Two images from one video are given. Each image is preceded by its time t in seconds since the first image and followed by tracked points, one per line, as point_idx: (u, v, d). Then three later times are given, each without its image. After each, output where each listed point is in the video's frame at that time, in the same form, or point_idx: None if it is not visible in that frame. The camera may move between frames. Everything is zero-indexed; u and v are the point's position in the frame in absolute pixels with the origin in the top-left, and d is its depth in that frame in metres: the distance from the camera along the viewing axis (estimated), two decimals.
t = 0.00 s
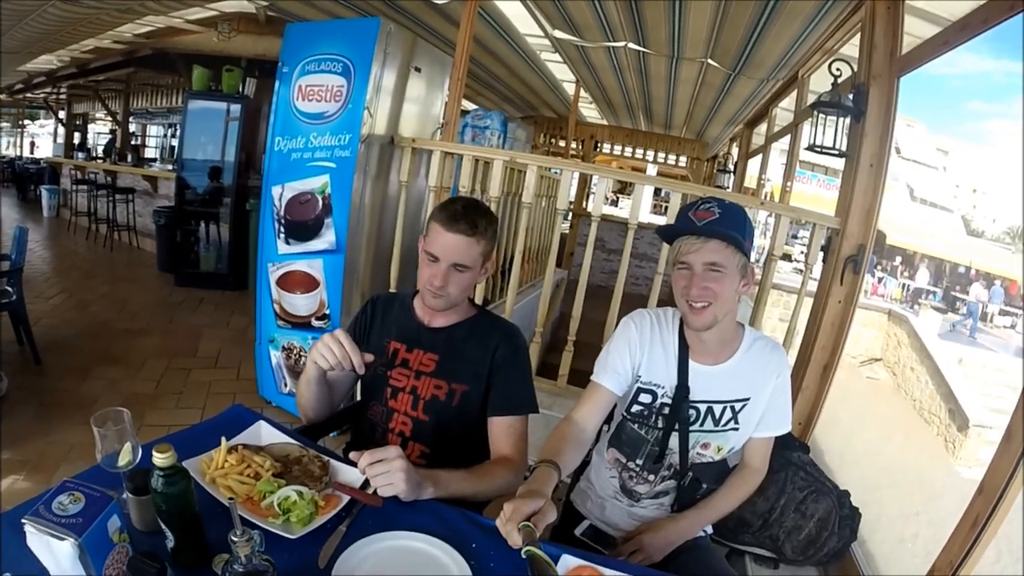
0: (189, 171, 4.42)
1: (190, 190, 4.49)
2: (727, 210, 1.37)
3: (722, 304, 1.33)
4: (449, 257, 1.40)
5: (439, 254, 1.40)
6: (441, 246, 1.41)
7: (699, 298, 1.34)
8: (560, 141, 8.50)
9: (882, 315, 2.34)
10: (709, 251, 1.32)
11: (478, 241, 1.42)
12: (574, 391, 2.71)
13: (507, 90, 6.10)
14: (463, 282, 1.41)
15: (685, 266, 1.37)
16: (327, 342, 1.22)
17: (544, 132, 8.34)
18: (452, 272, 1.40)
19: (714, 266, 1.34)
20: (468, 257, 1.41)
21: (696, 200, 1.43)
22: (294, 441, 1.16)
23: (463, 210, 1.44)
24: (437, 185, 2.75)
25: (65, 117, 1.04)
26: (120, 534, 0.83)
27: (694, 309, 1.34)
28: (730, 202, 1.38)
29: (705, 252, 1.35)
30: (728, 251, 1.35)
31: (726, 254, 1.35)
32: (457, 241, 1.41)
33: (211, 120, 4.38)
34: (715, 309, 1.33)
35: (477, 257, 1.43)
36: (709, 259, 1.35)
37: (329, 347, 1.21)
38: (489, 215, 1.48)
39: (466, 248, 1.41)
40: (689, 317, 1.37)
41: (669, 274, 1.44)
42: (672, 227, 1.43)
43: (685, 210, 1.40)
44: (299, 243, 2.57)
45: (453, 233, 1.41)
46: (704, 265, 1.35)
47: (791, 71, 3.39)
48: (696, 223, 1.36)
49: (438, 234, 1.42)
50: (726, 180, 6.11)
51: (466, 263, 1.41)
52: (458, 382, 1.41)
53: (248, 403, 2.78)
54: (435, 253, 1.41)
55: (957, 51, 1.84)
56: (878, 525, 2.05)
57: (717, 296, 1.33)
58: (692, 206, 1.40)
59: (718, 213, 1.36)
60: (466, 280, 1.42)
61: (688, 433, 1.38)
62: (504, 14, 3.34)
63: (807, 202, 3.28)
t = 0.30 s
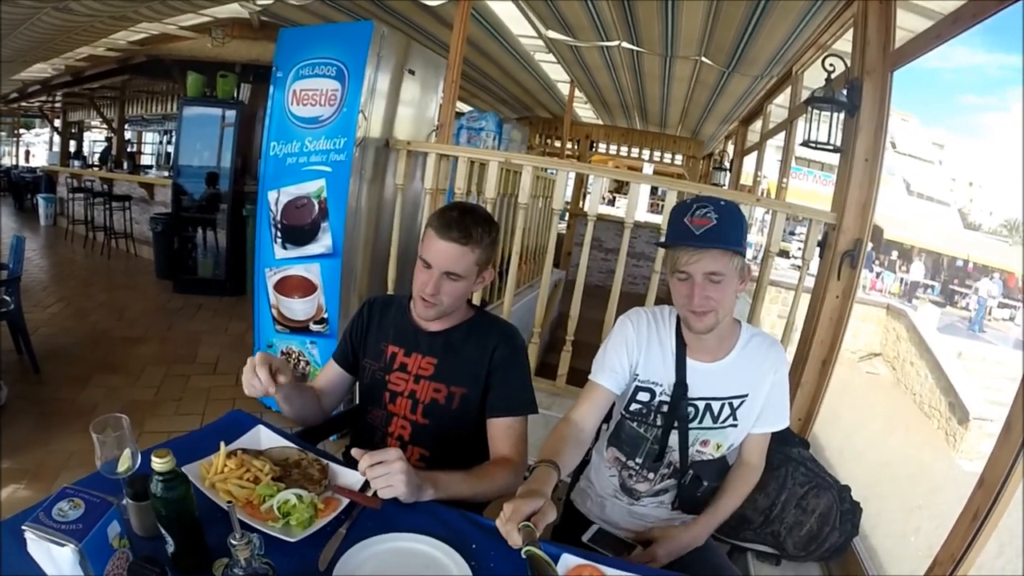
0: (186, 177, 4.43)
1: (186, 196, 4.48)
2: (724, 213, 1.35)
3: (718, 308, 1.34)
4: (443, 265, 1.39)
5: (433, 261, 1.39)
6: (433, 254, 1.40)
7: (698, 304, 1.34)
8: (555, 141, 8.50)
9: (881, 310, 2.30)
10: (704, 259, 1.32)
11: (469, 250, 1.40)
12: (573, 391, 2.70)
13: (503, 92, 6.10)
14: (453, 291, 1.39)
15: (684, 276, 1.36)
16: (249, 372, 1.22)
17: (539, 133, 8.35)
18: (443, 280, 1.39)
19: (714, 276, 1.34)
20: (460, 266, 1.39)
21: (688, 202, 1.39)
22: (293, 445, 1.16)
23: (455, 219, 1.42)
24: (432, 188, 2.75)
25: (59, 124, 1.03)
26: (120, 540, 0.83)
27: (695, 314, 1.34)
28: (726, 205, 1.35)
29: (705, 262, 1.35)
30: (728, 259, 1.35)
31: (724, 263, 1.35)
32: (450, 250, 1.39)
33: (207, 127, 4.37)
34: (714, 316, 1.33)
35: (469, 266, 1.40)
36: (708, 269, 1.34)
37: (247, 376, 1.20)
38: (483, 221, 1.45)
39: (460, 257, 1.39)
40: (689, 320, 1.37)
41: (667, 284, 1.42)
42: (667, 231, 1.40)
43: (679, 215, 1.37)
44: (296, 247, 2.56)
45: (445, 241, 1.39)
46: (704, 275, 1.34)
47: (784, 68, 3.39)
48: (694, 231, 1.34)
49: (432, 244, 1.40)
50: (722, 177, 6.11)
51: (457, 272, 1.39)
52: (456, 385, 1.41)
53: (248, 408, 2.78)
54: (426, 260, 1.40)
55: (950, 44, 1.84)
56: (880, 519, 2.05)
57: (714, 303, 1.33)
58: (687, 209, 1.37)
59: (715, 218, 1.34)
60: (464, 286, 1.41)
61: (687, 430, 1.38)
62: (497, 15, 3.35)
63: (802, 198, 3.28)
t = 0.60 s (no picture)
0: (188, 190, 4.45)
1: (190, 208, 4.52)
2: (727, 233, 1.30)
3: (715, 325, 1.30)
4: (438, 268, 1.39)
5: (430, 264, 1.40)
6: (430, 257, 1.40)
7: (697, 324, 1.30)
8: (556, 146, 8.53)
9: (886, 307, 2.25)
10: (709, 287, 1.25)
11: (466, 252, 1.40)
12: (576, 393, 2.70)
13: (502, 97, 6.13)
14: (451, 293, 1.40)
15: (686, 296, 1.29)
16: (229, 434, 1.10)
17: (540, 138, 8.39)
18: (439, 283, 1.39)
19: (716, 298, 1.27)
20: (458, 268, 1.40)
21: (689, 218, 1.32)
22: (295, 449, 1.16)
23: (451, 221, 1.43)
24: (432, 194, 2.76)
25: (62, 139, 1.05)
26: (122, 542, 0.83)
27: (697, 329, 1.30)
28: (730, 227, 1.29)
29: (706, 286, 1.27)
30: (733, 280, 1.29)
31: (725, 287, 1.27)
32: (445, 253, 1.40)
33: (209, 139, 4.41)
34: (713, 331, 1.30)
35: (465, 268, 1.41)
36: (711, 292, 1.27)
37: (225, 443, 1.08)
38: (482, 224, 1.46)
39: (455, 260, 1.39)
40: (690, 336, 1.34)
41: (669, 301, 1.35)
42: (667, 252, 1.33)
43: (681, 236, 1.31)
44: (298, 255, 2.58)
45: (440, 244, 1.40)
46: (707, 296, 1.27)
47: (782, 66, 3.39)
48: (698, 254, 1.28)
49: (430, 246, 1.41)
50: (724, 177, 6.10)
51: (454, 275, 1.40)
52: (459, 388, 1.41)
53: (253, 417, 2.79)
54: (424, 264, 1.41)
55: (943, 37, 1.85)
56: (889, 516, 2.03)
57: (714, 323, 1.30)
58: (689, 228, 1.30)
59: (719, 240, 1.28)
60: (462, 289, 1.41)
61: (687, 432, 1.37)
62: (493, 21, 3.37)
63: (804, 196, 3.27)
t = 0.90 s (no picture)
0: (192, 184, 4.44)
1: (194, 203, 4.52)
2: (750, 254, 1.26)
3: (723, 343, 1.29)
4: (449, 257, 1.40)
5: (437, 254, 1.41)
6: (437, 246, 1.41)
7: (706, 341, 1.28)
8: (560, 142, 8.50)
9: (890, 306, 2.25)
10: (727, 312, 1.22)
11: (473, 238, 1.42)
12: (578, 391, 2.70)
13: (506, 93, 6.11)
14: (464, 280, 1.41)
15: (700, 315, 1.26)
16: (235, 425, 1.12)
17: (543, 134, 8.37)
18: (453, 271, 1.40)
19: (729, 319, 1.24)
20: (467, 254, 1.41)
21: (710, 233, 1.29)
22: (296, 447, 1.16)
23: (454, 210, 1.43)
24: (436, 190, 2.77)
25: (66, 134, 1.04)
26: (123, 540, 0.83)
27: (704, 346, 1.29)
28: (753, 248, 1.26)
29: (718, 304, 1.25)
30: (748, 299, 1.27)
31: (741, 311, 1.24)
32: (452, 241, 1.41)
33: (213, 133, 4.41)
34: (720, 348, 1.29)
35: (474, 253, 1.43)
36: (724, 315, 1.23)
37: (229, 433, 1.10)
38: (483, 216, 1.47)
39: (463, 245, 1.41)
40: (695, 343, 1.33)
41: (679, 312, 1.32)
42: (684, 268, 1.31)
43: (700, 253, 1.28)
44: (301, 251, 2.58)
45: (447, 233, 1.40)
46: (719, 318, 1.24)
47: (787, 64, 3.37)
48: (717, 274, 1.25)
49: (434, 236, 1.41)
50: (727, 175, 6.08)
51: (465, 260, 1.41)
52: (460, 386, 1.41)
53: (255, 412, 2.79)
54: (432, 255, 1.41)
55: (950, 35, 1.84)
56: (890, 517, 2.02)
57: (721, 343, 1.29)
58: (711, 246, 1.27)
59: (740, 261, 1.25)
60: (472, 273, 1.43)
61: (686, 440, 1.37)
62: (497, 17, 3.36)
63: (808, 194, 3.25)
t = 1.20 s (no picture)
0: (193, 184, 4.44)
1: (195, 203, 4.52)
2: (766, 277, 1.24)
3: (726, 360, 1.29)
4: (437, 254, 1.40)
5: (426, 253, 1.40)
6: (423, 245, 1.41)
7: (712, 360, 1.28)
8: (561, 146, 8.52)
9: (890, 312, 2.25)
10: (741, 339, 1.21)
11: (458, 233, 1.42)
12: (578, 394, 2.70)
13: (508, 97, 6.13)
14: (455, 275, 1.41)
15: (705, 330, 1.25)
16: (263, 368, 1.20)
17: (545, 137, 8.40)
18: (442, 267, 1.40)
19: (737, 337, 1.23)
20: (454, 248, 1.41)
21: (727, 252, 1.26)
22: (296, 445, 1.16)
23: (434, 208, 1.43)
24: (437, 192, 2.76)
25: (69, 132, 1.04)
26: (123, 535, 0.83)
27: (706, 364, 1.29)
28: (770, 271, 1.24)
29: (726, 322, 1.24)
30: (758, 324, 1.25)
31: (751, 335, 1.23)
32: (438, 237, 1.40)
33: (214, 134, 4.41)
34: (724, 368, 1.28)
35: (462, 248, 1.43)
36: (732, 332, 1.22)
37: (257, 372, 1.18)
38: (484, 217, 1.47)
39: (449, 241, 1.41)
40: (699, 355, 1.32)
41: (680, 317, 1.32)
42: (698, 287, 1.29)
43: (716, 273, 1.26)
44: (302, 252, 2.59)
45: (432, 231, 1.40)
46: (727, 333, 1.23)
47: (788, 69, 3.38)
48: (732, 297, 1.24)
49: (418, 235, 1.41)
50: (728, 180, 6.08)
51: (453, 255, 1.41)
52: (459, 386, 1.41)
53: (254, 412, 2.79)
54: (420, 254, 1.41)
55: (951, 41, 1.84)
56: (889, 522, 2.02)
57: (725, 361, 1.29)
58: (727, 267, 1.25)
59: (756, 285, 1.23)
60: (462, 269, 1.43)
61: (687, 446, 1.36)
62: (500, 19, 3.37)
63: (809, 199, 3.25)
